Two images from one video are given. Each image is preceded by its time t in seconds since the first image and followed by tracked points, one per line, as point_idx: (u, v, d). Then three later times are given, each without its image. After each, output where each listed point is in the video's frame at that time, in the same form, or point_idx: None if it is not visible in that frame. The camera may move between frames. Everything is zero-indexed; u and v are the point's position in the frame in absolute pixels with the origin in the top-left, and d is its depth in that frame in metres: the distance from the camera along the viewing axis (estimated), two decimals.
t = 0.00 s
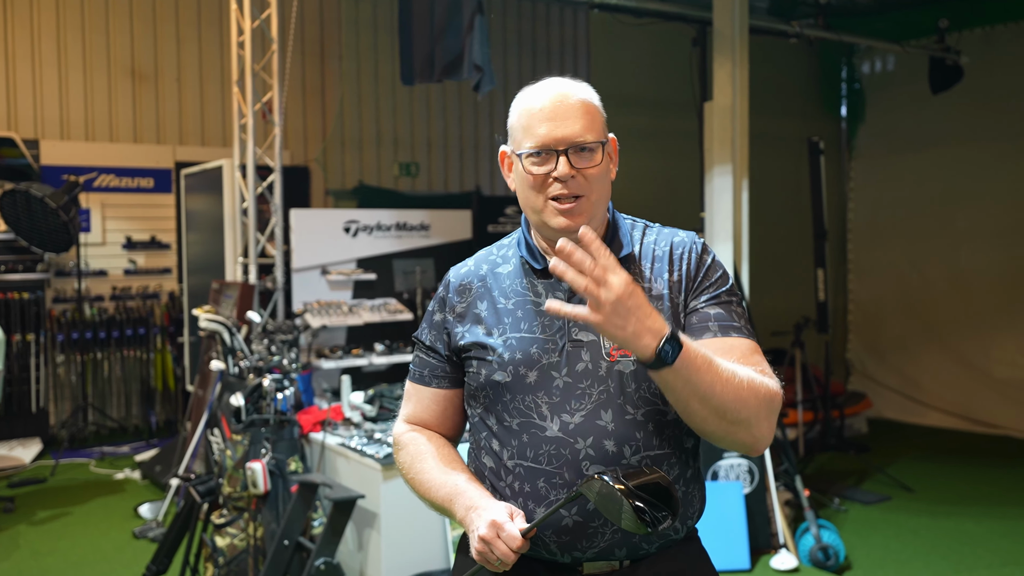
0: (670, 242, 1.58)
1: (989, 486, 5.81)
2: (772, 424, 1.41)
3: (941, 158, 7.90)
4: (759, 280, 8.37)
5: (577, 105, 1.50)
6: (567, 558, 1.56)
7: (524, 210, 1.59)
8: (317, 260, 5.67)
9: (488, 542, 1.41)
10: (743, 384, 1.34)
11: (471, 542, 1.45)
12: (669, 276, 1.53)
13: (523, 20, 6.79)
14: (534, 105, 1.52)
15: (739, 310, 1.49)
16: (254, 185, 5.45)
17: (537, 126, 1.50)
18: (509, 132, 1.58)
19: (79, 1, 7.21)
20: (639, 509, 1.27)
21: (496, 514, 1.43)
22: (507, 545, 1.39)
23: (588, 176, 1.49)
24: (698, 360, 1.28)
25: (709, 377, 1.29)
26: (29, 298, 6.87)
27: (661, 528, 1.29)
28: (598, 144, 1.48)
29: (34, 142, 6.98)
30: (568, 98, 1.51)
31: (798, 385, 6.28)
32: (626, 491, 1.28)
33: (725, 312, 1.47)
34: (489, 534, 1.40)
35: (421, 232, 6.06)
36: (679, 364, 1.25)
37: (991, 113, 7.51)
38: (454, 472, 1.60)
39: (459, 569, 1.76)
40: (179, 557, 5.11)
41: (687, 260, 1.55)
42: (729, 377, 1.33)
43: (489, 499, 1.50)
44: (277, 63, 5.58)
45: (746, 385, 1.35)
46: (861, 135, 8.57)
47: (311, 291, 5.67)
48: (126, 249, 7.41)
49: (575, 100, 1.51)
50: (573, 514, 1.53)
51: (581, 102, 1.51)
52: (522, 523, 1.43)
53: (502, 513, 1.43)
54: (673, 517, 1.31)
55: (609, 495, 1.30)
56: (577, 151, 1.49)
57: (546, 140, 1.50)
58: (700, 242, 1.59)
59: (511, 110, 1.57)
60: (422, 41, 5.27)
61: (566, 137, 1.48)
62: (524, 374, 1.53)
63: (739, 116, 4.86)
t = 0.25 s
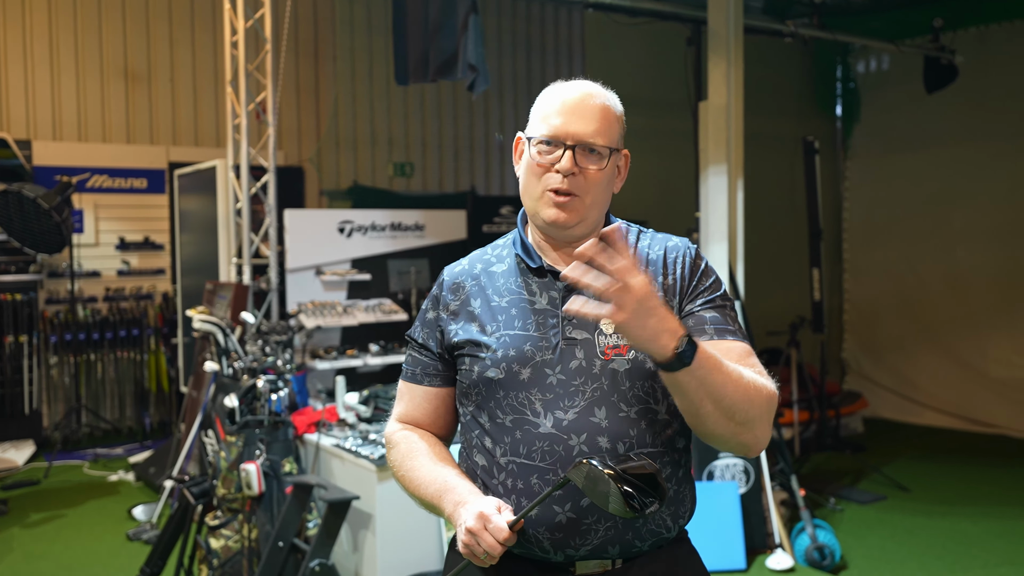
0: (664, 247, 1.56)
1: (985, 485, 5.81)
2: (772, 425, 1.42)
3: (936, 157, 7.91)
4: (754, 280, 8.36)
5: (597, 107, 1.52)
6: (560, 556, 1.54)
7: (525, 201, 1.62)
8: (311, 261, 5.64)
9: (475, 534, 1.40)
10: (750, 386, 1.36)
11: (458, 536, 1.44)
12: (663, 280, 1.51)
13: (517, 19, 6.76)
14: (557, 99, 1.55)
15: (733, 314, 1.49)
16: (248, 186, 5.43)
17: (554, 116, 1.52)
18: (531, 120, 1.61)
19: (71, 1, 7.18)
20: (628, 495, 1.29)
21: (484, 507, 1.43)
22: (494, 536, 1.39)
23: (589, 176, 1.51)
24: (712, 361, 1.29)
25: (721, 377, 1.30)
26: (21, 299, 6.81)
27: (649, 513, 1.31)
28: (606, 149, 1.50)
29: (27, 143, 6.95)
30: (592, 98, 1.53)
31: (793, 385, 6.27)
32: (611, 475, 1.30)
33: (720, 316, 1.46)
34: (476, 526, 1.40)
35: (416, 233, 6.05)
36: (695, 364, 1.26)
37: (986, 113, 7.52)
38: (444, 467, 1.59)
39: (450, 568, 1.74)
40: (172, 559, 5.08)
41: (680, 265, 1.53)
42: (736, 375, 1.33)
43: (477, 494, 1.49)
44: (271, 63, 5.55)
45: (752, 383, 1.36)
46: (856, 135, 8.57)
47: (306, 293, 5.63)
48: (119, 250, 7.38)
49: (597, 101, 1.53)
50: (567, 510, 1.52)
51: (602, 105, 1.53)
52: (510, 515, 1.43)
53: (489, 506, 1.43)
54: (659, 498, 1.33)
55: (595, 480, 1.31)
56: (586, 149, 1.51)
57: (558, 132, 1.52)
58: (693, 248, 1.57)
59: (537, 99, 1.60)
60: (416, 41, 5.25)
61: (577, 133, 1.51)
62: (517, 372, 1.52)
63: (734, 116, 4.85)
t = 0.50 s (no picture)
0: (670, 251, 1.63)
1: (983, 485, 5.80)
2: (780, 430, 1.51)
3: (933, 157, 7.90)
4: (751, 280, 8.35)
5: (604, 108, 1.53)
6: (556, 558, 1.53)
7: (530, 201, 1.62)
8: (307, 262, 5.63)
9: (475, 532, 1.39)
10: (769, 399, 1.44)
11: (458, 534, 1.43)
12: (669, 284, 1.58)
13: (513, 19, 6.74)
14: (562, 99, 1.55)
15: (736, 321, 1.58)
16: (243, 186, 5.41)
17: (561, 119, 1.53)
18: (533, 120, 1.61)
19: (66, 2, 7.16)
20: (630, 486, 1.29)
21: (484, 504, 1.42)
22: (495, 534, 1.38)
23: (599, 178, 1.52)
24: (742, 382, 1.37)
25: (748, 396, 1.38)
26: (16, 301, 6.80)
27: (651, 504, 1.31)
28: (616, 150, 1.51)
29: (21, 144, 6.93)
30: (597, 98, 1.54)
31: (791, 385, 6.26)
32: (616, 468, 1.30)
33: (728, 325, 1.53)
34: (477, 523, 1.38)
35: (412, 233, 6.03)
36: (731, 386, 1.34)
37: (983, 112, 7.52)
38: (441, 466, 1.57)
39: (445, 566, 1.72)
40: (168, 561, 5.06)
41: (687, 269, 1.60)
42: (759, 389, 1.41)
43: (475, 492, 1.48)
44: (266, 63, 5.53)
45: (771, 397, 1.44)
46: (853, 135, 8.57)
47: (302, 293, 5.62)
48: (114, 251, 7.35)
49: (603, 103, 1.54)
50: (566, 512, 1.51)
51: (608, 106, 1.54)
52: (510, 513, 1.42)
53: (488, 504, 1.42)
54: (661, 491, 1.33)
55: (598, 475, 1.31)
56: (595, 151, 1.52)
57: (566, 134, 1.52)
58: (696, 253, 1.65)
59: (540, 99, 1.59)
60: (411, 41, 5.23)
61: (587, 135, 1.51)
62: (520, 372, 1.52)
63: (730, 116, 4.84)
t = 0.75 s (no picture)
0: (672, 256, 1.64)
1: (983, 486, 5.79)
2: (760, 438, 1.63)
3: (933, 156, 7.89)
4: (750, 281, 8.33)
5: (594, 104, 1.53)
6: (554, 562, 1.55)
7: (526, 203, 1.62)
8: (304, 262, 5.62)
9: (487, 542, 1.37)
10: (743, 432, 1.55)
11: (467, 545, 1.41)
12: (670, 291, 1.60)
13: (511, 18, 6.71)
14: (550, 100, 1.55)
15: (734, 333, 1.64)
16: (240, 186, 5.39)
17: (550, 118, 1.53)
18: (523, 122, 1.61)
19: (62, 2, 7.13)
20: (646, 485, 1.29)
21: (492, 513, 1.40)
22: (507, 542, 1.37)
23: (593, 176, 1.52)
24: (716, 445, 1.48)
25: (723, 450, 1.49)
26: (13, 302, 6.79)
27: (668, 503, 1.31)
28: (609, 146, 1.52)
29: (18, 144, 6.92)
30: (586, 95, 1.53)
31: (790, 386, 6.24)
32: (632, 471, 1.30)
33: (730, 342, 1.62)
34: (488, 533, 1.37)
35: (410, 234, 6.01)
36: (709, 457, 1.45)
37: (982, 112, 7.51)
38: (442, 473, 1.55)
39: (442, 570, 1.71)
40: (165, 563, 5.04)
41: (691, 277, 1.62)
42: (737, 433, 1.54)
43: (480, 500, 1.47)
44: (263, 63, 5.51)
45: (750, 438, 1.57)
46: (852, 135, 8.55)
47: (299, 294, 5.60)
48: (111, 252, 7.35)
49: (592, 98, 1.54)
50: (564, 519, 1.52)
51: (597, 102, 1.54)
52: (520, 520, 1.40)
53: (494, 514, 1.40)
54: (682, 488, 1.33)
55: (615, 478, 1.31)
56: (587, 149, 1.52)
57: (557, 134, 1.52)
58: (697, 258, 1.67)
59: (528, 101, 1.59)
60: (409, 41, 5.21)
61: (578, 134, 1.51)
62: (522, 378, 1.52)
63: (729, 116, 4.82)
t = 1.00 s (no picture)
0: (664, 253, 1.63)
1: (983, 486, 5.77)
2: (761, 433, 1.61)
3: (932, 156, 7.87)
4: (750, 281, 8.32)
5: (580, 102, 1.52)
6: (554, 563, 1.54)
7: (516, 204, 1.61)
8: (302, 263, 5.61)
9: (476, 538, 1.36)
10: (741, 427, 1.54)
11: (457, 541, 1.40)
12: (664, 288, 1.58)
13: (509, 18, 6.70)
14: (537, 99, 1.54)
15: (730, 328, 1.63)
16: (237, 187, 5.38)
17: (537, 118, 1.52)
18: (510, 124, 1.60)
19: (59, 2, 7.13)
20: (645, 491, 1.28)
21: (485, 511, 1.39)
22: (495, 540, 1.35)
23: (582, 173, 1.51)
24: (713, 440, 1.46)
25: (722, 446, 1.47)
26: (9, 302, 6.79)
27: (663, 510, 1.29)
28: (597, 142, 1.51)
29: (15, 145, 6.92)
30: (572, 93, 1.53)
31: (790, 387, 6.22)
32: (632, 478, 1.28)
33: (726, 337, 1.60)
34: (478, 529, 1.36)
35: (408, 234, 6.00)
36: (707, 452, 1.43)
37: (981, 111, 7.49)
38: (440, 474, 1.54)
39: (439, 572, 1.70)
40: (162, 564, 5.02)
41: (684, 273, 1.61)
42: (735, 430, 1.52)
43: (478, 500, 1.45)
44: (261, 63, 5.50)
45: (750, 435, 1.54)
46: (852, 135, 8.54)
47: (297, 294, 5.60)
48: (108, 252, 7.34)
49: (578, 96, 1.53)
50: (564, 519, 1.51)
51: (584, 100, 1.53)
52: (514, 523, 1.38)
53: (491, 512, 1.39)
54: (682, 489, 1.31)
55: (614, 484, 1.30)
56: (575, 147, 1.51)
57: (545, 133, 1.51)
58: (690, 255, 1.65)
59: (515, 101, 1.58)
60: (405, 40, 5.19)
61: (566, 132, 1.50)
62: (517, 380, 1.51)
63: (727, 115, 4.80)
